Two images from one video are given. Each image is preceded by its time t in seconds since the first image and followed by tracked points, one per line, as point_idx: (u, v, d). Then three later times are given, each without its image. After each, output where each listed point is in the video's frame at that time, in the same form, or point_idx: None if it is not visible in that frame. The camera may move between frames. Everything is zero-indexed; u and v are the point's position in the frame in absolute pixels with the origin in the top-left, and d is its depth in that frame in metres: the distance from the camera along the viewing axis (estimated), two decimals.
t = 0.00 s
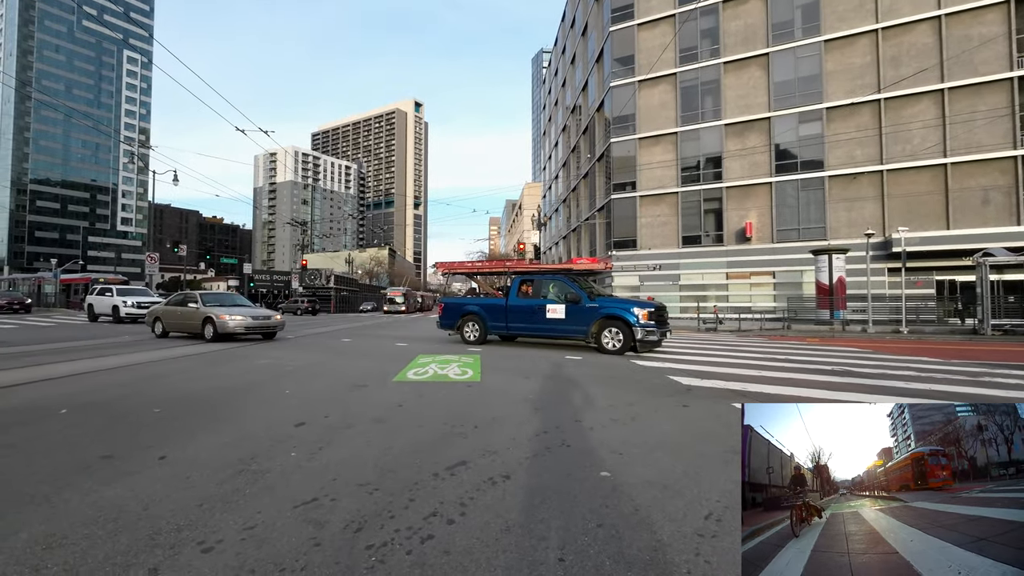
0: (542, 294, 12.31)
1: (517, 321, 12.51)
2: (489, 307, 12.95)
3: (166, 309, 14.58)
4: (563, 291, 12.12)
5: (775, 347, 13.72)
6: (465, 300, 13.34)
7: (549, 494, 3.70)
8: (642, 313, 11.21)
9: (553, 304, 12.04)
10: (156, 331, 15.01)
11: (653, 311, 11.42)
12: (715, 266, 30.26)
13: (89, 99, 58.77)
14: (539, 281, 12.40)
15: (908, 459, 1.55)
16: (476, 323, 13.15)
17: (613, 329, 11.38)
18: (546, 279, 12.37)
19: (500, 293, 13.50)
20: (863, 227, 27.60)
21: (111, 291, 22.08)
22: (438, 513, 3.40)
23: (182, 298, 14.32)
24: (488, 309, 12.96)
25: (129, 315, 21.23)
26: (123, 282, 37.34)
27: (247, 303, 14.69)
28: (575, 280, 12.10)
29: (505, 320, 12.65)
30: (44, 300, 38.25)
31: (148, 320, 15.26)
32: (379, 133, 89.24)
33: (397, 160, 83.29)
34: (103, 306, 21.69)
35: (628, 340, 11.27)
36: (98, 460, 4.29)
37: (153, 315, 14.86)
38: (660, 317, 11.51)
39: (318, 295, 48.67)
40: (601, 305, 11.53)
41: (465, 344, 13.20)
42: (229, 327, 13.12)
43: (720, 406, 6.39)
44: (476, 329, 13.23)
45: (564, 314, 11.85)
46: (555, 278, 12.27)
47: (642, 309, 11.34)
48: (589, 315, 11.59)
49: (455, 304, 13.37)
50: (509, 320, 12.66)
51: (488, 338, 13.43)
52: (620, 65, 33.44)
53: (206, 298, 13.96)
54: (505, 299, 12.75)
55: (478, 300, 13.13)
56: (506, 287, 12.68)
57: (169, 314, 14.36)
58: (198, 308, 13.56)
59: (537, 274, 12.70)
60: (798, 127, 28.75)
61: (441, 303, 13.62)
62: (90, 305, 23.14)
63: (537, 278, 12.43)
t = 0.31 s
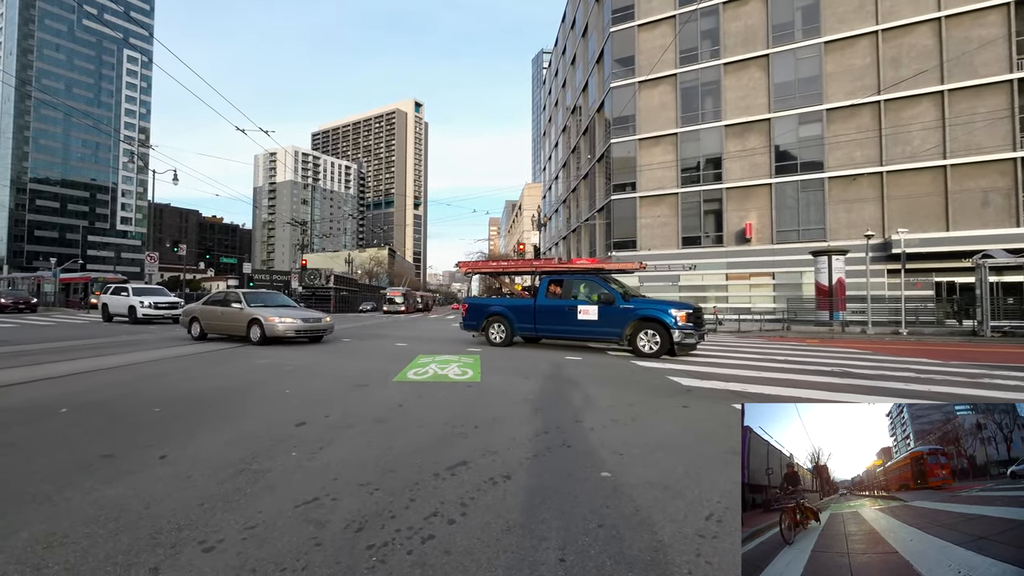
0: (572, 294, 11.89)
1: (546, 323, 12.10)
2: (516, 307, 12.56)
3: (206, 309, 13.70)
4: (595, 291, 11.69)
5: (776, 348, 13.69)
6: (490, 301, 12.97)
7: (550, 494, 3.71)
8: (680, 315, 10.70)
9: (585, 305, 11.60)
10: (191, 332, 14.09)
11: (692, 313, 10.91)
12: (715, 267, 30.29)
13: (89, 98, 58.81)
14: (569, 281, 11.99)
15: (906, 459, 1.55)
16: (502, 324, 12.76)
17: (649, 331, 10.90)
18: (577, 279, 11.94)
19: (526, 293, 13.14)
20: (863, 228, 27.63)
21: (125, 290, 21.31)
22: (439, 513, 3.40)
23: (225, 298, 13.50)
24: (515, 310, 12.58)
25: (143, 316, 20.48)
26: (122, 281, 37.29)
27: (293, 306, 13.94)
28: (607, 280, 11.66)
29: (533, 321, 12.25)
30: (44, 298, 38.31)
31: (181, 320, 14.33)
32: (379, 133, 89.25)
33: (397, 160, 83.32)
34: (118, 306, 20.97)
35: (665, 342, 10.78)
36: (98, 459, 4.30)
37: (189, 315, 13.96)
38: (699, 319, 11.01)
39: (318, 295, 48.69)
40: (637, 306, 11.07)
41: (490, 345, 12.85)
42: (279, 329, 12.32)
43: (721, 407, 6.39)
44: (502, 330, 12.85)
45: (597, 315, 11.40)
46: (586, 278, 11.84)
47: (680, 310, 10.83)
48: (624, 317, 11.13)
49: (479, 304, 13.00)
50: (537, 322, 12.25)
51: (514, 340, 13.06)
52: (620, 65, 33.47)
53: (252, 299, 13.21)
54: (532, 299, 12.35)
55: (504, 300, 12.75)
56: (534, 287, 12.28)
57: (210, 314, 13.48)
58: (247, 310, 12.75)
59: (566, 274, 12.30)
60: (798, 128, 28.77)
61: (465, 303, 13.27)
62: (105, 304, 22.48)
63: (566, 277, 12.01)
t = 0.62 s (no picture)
0: (598, 295, 11.61)
1: (572, 324, 11.82)
2: (540, 308, 12.29)
3: (252, 309, 12.90)
4: (623, 291, 11.39)
5: (775, 349, 13.71)
6: (511, 302, 12.72)
7: (549, 494, 3.72)
8: (714, 316, 10.36)
9: (613, 306, 11.30)
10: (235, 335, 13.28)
11: (726, 314, 10.56)
12: (713, 267, 30.32)
13: (87, 98, 58.78)
14: (595, 282, 11.69)
15: (906, 458, 1.56)
16: (526, 326, 12.50)
17: (681, 333, 10.55)
18: (605, 279, 11.64)
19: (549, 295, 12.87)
20: (861, 228, 27.68)
21: (142, 291, 20.24)
22: (438, 514, 3.40)
23: (273, 298, 12.70)
24: (539, 311, 12.32)
25: (162, 317, 19.49)
26: (120, 281, 37.20)
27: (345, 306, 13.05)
28: (636, 280, 11.35)
29: (558, 323, 11.98)
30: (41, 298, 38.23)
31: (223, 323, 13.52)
32: (378, 133, 89.26)
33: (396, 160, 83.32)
34: (135, 307, 19.95)
35: (699, 345, 10.41)
36: (97, 459, 4.30)
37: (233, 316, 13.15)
38: (733, 320, 10.65)
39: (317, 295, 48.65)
40: (668, 307, 10.74)
41: (513, 347, 12.61)
42: (337, 331, 11.41)
43: (720, 407, 6.41)
44: (525, 332, 12.59)
45: (626, 316, 11.09)
46: (614, 278, 11.54)
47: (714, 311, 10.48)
48: (655, 318, 10.81)
49: (501, 305, 12.76)
50: (562, 323, 11.97)
51: (537, 341, 12.79)
52: (619, 66, 33.50)
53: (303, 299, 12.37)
54: (557, 300, 12.09)
55: (528, 301, 12.49)
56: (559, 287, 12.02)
57: (257, 315, 12.68)
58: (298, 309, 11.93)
59: (592, 274, 12.02)
60: (796, 129, 28.81)
61: (486, 304, 13.04)
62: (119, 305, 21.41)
63: (592, 277, 11.74)
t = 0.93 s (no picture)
0: (623, 296, 11.35)
1: (596, 326, 11.54)
2: (562, 310, 12.02)
3: (303, 311, 11.54)
4: (650, 292, 11.12)
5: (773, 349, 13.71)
6: (531, 303, 12.46)
7: (546, 494, 3.71)
8: (746, 317, 10.08)
9: (639, 307, 11.03)
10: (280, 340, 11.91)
11: (757, 315, 10.29)
12: (711, 268, 30.30)
13: (84, 98, 58.73)
14: (620, 282, 11.42)
15: (905, 459, 1.55)
16: (547, 328, 12.23)
17: (712, 335, 10.28)
18: (630, 279, 11.37)
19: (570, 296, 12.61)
20: (858, 228, 27.72)
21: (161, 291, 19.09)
22: (435, 515, 3.39)
23: (328, 299, 11.36)
24: (561, 312, 12.05)
25: (185, 320, 18.49)
26: (117, 282, 37.10)
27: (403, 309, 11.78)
28: (663, 281, 11.08)
29: (580, 324, 11.71)
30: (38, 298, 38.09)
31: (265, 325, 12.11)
32: (376, 134, 89.17)
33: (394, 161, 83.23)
34: (155, 309, 18.82)
35: (730, 347, 10.14)
36: (93, 461, 4.27)
37: (279, 318, 11.77)
38: (764, 322, 10.38)
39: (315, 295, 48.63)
40: (697, 308, 10.48)
41: (534, 349, 12.34)
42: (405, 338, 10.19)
43: (718, 407, 6.40)
44: (546, 334, 12.31)
45: (653, 318, 10.82)
46: (640, 278, 11.27)
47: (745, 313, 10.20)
48: (683, 320, 10.54)
49: (521, 306, 12.52)
50: (586, 325, 11.69)
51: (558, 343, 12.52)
52: (617, 66, 33.54)
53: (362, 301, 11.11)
54: (580, 301, 11.82)
55: (549, 302, 12.21)
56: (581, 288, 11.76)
57: (310, 318, 11.34)
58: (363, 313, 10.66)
59: (616, 275, 11.74)
60: (794, 129, 28.87)
61: (506, 305, 12.75)
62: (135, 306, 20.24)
63: (617, 278, 11.47)
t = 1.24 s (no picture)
0: (642, 296, 11.23)
1: (615, 327, 11.42)
2: (580, 311, 11.90)
3: (359, 314, 10.70)
4: (670, 292, 11.00)
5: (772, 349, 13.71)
6: (547, 303, 12.36)
7: (545, 495, 3.69)
8: (771, 317, 9.91)
9: (660, 307, 10.90)
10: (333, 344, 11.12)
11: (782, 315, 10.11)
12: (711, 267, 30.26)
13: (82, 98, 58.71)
14: (639, 282, 11.31)
15: (905, 459, 1.54)
16: (565, 329, 12.11)
17: (735, 335, 10.13)
18: (650, 279, 11.24)
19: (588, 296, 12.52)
20: (857, 228, 27.75)
21: (183, 291, 18.13)
22: (433, 516, 3.37)
23: (386, 300, 10.55)
24: (579, 313, 11.94)
25: (208, 323, 17.53)
26: (115, 282, 37.11)
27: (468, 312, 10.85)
28: (684, 280, 10.95)
29: (599, 325, 11.60)
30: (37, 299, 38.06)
31: (315, 330, 11.32)
32: (375, 134, 89.12)
33: (393, 161, 83.17)
34: (177, 310, 17.87)
35: (755, 348, 9.98)
36: (89, 462, 4.25)
37: (332, 322, 10.98)
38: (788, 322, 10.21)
39: (314, 295, 48.57)
40: (720, 308, 10.33)
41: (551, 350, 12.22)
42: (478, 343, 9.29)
43: (718, 407, 6.39)
44: (563, 335, 12.17)
45: (675, 318, 10.69)
46: (659, 278, 11.16)
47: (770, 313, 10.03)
48: (706, 320, 10.40)
49: (536, 306, 12.42)
50: (605, 327, 11.57)
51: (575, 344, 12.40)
52: (615, 66, 33.57)
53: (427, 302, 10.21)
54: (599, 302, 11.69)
55: (566, 303, 12.08)
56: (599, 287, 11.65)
57: (367, 322, 10.51)
58: (428, 316, 9.79)
59: (635, 274, 11.62)
60: (792, 129, 28.89)
61: (522, 306, 12.64)
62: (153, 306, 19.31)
63: (635, 278, 11.37)
